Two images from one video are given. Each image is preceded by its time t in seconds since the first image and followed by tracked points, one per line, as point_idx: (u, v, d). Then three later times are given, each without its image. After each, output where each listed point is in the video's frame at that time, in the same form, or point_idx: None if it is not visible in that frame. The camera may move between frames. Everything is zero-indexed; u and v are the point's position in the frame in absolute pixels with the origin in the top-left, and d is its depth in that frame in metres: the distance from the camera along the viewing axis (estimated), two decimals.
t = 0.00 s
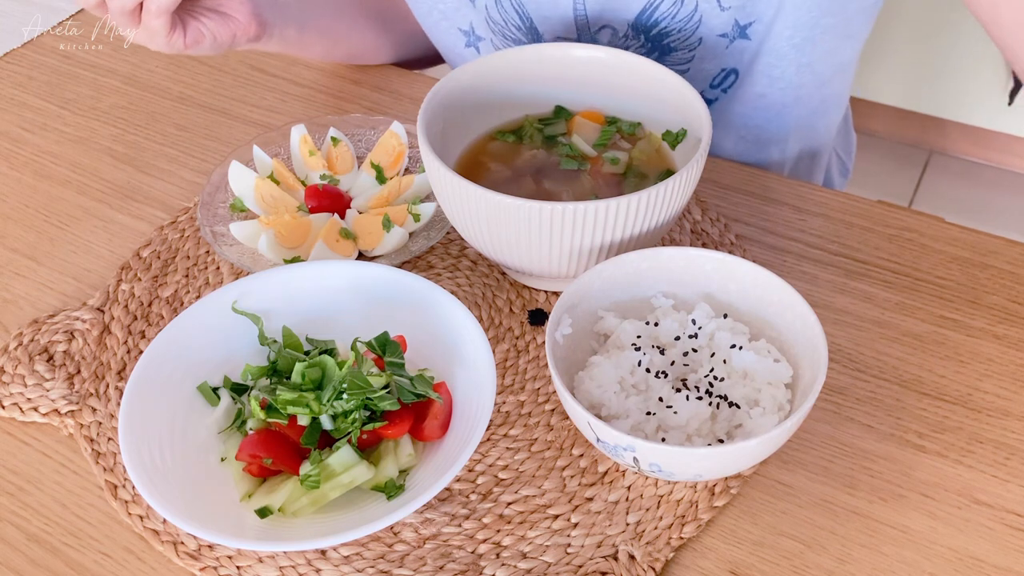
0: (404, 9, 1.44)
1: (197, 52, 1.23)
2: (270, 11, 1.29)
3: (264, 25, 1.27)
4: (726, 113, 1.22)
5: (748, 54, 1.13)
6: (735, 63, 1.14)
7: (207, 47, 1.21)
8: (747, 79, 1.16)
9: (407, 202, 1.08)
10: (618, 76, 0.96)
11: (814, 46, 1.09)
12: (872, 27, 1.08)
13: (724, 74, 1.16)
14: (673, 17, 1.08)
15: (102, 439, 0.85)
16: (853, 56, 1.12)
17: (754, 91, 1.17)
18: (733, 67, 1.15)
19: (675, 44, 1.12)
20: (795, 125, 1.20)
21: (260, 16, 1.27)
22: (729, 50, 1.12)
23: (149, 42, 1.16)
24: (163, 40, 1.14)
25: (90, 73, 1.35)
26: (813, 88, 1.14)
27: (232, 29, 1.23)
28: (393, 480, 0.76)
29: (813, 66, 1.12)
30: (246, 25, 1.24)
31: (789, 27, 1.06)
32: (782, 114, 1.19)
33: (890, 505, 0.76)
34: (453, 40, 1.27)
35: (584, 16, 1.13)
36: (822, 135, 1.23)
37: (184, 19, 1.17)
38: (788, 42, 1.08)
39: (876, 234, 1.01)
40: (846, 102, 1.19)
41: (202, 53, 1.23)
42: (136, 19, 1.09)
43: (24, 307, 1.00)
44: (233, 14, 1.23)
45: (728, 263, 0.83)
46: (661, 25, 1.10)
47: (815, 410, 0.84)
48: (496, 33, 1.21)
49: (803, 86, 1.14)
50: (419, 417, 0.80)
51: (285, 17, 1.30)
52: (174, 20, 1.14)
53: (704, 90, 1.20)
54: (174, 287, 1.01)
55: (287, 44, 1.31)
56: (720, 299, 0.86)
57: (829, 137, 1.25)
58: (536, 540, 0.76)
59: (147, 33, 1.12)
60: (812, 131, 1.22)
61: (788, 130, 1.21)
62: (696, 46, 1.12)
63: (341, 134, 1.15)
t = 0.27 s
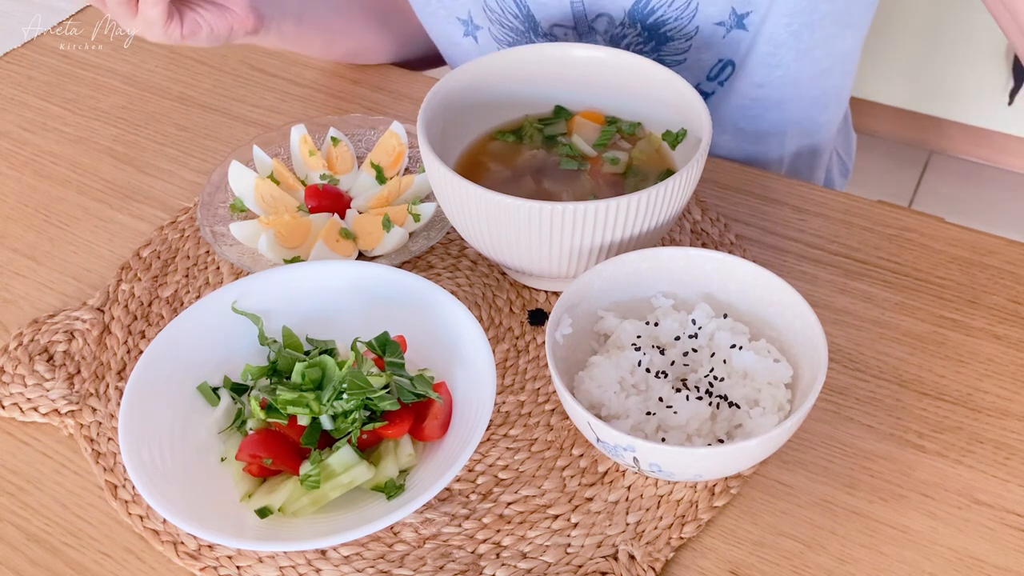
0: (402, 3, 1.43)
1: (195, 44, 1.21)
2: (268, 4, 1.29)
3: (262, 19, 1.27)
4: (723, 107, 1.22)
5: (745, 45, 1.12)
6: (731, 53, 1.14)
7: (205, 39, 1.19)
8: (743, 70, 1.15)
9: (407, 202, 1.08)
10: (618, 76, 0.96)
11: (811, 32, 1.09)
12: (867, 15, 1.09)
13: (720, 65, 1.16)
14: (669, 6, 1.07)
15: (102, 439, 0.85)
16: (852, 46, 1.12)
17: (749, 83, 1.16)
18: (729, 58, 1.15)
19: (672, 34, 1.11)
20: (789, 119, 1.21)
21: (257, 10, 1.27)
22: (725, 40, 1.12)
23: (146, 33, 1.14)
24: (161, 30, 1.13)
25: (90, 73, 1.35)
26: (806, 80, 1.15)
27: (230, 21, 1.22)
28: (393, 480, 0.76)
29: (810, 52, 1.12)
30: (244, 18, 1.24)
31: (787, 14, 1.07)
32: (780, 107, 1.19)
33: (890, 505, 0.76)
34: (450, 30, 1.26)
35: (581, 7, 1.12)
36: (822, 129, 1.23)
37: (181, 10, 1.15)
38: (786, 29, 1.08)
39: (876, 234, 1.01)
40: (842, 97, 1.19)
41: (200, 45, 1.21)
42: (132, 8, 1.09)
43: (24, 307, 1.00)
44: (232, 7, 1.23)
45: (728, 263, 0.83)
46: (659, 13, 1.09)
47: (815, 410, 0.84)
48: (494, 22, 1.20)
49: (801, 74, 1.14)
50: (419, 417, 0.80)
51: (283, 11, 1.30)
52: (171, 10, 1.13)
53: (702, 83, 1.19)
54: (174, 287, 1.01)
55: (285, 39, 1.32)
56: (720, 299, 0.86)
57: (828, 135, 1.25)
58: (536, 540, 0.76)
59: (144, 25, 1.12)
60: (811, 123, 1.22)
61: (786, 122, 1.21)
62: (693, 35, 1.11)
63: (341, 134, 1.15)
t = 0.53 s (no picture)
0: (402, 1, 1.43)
1: (195, 41, 1.22)
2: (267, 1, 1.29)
3: (262, 16, 1.27)
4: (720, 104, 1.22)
5: (740, 41, 1.12)
6: (725, 49, 1.13)
7: (205, 35, 1.20)
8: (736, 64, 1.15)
9: (407, 202, 1.08)
10: (617, 76, 0.96)
11: (816, 27, 1.09)
12: (871, 12, 1.09)
13: (714, 61, 1.15)
14: None
15: (102, 439, 0.85)
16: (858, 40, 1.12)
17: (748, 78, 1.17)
18: (723, 54, 1.14)
19: (665, 27, 1.11)
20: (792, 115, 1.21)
21: (257, 7, 1.27)
22: (719, 34, 1.11)
23: (146, 29, 1.14)
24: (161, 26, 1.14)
25: (90, 73, 1.35)
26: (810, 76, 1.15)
27: (230, 18, 1.22)
28: (393, 481, 0.76)
29: (815, 47, 1.12)
30: (243, 15, 1.24)
31: (790, 10, 1.07)
32: (783, 103, 1.19)
33: (889, 505, 0.76)
34: (445, 19, 1.26)
35: None
36: (823, 126, 1.23)
37: (180, 6, 1.16)
38: (793, 24, 1.08)
39: (876, 234, 1.01)
40: (848, 96, 1.20)
41: (200, 42, 1.22)
42: (132, 5, 1.09)
43: (24, 307, 1.00)
44: (231, 3, 1.23)
45: (728, 263, 0.83)
46: (651, 5, 1.09)
47: (816, 410, 0.84)
48: (488, 12, 1.20)
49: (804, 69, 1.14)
50: (419, 417, 0.80)
51: (282, 9, 1.30)
52: (169, 6, 1.13)
53: (694, 79, 1.18)
54: (174, 287, 1.01)
55: (284, 36, 1.32)
56: (720, 299, 0.86)
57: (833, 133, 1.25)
58: (536, 539, 0.76)
59: (143, 20, 1.12)
60: (813, 120, 1.22)
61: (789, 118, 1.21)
62: (685, 29, 1.11)
63: (341, 134, 1.15)
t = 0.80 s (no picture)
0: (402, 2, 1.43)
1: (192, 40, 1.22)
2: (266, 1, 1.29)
3: (261, 16, 1.28)
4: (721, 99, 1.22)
5: (740, 35, 1.12)
6: (723, 43, 1.14)
7: (202, 35, 1.20)
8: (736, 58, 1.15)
9: (407, 202, 1.08)
10: (618, 76, 0.96)
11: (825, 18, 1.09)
12: None
13: (712, 55, 1.16)
14: None
15: (102, 439, 0.85)
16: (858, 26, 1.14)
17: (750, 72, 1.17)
18: (722, 48, 1.15)
19: (664, 19, 1.12)
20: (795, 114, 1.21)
21: (256, 7, 1.27)
22: (718, 28, 1.12)
23: (144, 29, 1.15)
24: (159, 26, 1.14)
25: (90, 73, 1.35)
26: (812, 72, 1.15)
27: (228, 17, 1.22)
28: (393, 481, 0.76)
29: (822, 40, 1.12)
30: (241, 14, 1.24)
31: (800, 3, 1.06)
32: (791, 98, 1.19)
33: (889, 505, 0.76)
34: (445, 8, 1.26)
35: None
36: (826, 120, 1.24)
37: (178, 6, 1.16)
38: (806, 17, 1.08)
39: (876, 235, 1.01)
40: (850, 87, 1.21)
41: (198, 42, 1.22)
42: (130, 7, 1.09)
43: (24, 307, 1.00)
44: (229, 2, 1.24)
45: (727, 263, 0.83)
46: None
47: (816, 410, 0.84)
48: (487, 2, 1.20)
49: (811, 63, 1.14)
50: (419, 417, 0.80)
51: (282, 8, 1.30)
52: (167, 5, 1.13)
53: (692, 73, 1.19)
54: (174, 287, 1.01)
55: (284, 36, 1.32)
56: (720, 299, 0.86)
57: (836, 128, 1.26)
58: (536, 540, 0.76)
59: (140, 20, 1.12)
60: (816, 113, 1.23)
61: (795, 115, 1.21)
62: (684, 22, 1.11)
63: (341, 134, 1.15)
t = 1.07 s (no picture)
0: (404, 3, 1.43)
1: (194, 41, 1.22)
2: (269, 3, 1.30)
3: (262, 17, 1.28)
4: (727, 92, 1.22)
5: (748, 28, 1.12)
6: (731, 36, 1.14)
7: (204, 36, 1.20)
8: (744, 52, 1.15)
9: (407, 202, 1.08)
10: (618, 76, 0.96)
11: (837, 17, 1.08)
12: None
13: (719, 48, 1.16)
14: None
15: (102, 439, 0.85)
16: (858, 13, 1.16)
17: (753, 67, 1.17)
18: (729, 41, 1.15)
19: (672, 11, 1.12)
20: (798, 114, 1.21)
21: (257, 7, 1.27)
22: (725, 20, 1.12)
23: (146, 30, 1.15)
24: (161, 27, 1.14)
25: (90, 73, 1.35)
26: (818, 76, 1.15)
27: (230, 18, 1.22)
28: (393, 481, 0.76)
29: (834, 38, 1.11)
30: (243, 15, 1.24)
31: None
32: (799, 96, 1.18)
33: (889, 505, 0.76)
34: None
35: None
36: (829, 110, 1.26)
37: (180, 7, 1.16)
38: (816, 12, 1.07)
39: (876, 235, 1.01)
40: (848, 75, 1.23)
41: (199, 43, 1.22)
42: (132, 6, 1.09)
43: (24, 307, 1.00)
44: (231, 3, 1.23)
45: (727, 263, 0.83)
46: None
47: (816, 410, 0.84)
48: None
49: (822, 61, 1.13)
50: (419, 417, 0.80)
51: (283, 9, 1.31)
52: (169, 6, 1.13)
53: (699, 65, 1.19)
54: (174, 287, 1.01)
55: (286, 36, 1.32)
56: (720, 299, 0.86)
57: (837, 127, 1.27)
58: (536, 540, 0.76)
59: (143, 22, 1.12)
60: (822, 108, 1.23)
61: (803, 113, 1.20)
62: (693, 14, 1.12)
63: (341, 134, 1.15)
